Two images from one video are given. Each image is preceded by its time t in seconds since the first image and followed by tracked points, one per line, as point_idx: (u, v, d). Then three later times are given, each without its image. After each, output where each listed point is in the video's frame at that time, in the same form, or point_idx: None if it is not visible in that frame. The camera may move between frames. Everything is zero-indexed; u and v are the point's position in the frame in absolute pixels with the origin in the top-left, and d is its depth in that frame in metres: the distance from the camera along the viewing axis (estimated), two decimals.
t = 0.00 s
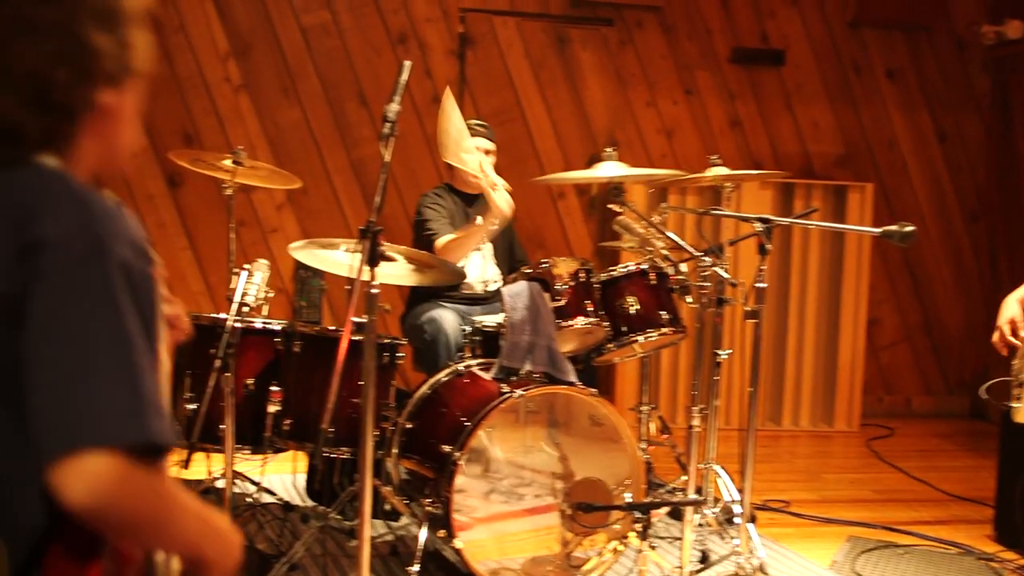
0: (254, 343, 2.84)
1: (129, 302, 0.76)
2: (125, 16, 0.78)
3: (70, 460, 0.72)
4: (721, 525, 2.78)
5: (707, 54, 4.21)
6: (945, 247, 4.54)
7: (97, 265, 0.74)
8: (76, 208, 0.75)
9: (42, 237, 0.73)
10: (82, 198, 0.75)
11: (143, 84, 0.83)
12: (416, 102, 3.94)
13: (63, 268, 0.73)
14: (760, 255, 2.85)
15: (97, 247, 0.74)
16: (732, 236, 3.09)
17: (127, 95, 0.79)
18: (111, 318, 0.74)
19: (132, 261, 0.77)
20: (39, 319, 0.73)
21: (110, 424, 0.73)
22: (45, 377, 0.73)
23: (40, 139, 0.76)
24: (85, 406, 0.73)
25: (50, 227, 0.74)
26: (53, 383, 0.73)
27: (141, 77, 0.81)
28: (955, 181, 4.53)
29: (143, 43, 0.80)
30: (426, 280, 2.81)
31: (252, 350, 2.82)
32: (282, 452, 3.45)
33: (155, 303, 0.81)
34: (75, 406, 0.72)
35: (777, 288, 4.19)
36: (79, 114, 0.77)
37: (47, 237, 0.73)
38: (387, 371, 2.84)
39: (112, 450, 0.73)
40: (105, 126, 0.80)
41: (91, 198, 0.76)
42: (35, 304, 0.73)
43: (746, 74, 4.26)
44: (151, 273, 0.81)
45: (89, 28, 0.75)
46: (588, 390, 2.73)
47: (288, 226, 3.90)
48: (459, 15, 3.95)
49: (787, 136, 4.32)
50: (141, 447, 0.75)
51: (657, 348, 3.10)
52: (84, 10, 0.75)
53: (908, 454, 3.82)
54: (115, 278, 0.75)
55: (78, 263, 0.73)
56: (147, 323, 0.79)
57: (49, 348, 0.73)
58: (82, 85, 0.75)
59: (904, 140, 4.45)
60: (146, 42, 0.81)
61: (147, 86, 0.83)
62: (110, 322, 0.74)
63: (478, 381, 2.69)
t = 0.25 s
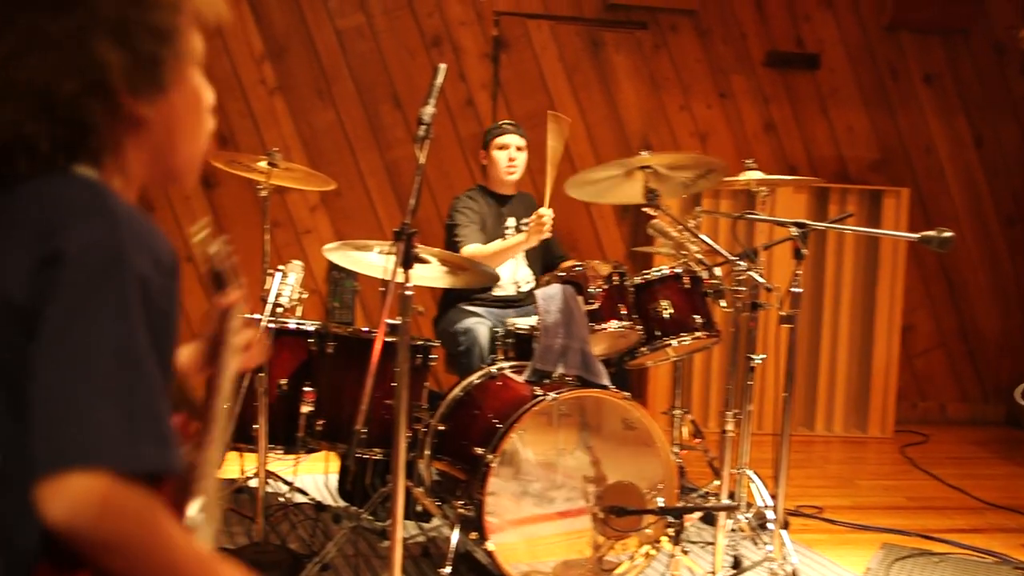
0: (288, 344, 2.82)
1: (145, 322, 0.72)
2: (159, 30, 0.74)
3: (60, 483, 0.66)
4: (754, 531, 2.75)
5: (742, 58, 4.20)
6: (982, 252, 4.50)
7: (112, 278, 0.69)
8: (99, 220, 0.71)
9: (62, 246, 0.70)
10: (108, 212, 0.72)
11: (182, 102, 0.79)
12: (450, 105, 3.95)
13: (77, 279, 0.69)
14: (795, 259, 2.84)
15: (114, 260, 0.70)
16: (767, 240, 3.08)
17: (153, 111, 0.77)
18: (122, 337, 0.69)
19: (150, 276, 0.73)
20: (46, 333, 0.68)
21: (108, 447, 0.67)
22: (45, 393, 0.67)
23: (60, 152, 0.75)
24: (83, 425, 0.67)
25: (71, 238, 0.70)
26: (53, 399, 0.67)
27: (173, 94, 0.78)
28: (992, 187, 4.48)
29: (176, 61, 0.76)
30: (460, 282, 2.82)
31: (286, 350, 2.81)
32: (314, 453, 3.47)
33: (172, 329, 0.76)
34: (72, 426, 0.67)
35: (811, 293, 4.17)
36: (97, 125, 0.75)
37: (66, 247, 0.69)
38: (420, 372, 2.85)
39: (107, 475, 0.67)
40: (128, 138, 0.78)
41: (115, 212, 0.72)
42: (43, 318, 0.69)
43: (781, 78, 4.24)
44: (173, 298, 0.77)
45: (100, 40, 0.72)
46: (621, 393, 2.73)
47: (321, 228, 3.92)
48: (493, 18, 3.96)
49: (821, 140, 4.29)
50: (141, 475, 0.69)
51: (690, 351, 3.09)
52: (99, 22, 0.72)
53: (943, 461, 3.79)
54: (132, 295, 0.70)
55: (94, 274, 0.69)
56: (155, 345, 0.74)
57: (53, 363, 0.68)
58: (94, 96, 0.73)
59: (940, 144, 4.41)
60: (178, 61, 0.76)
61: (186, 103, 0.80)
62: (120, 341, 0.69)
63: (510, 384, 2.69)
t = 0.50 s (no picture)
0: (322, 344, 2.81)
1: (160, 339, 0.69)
2: (144, 25, 0.73)
3: (75, 505, 0.64)
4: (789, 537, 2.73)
5: (777, 61, 4.18)
6: (1020, 257, 4.45)
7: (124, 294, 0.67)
8: (111, 236, 0.69)
9: (73, 266, 0.68)
10: (122, 229, 0.70)
11: (175, 91, 0.79)
12: (484, 107, 3.95)
13: (88, 297, 0.67)
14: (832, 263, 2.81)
15: (126, 276, 0.68)
16: (803, 244, 3.06)
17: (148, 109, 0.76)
18: (135, 354, 0.67)
19: (166, 292, 0.70)
20: (60, 353, 0.67)
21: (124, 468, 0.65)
22: (56, 414, 0.66)
23: (57, 165, 0.75)
24: (97, 445, 0.65)
25: (82, 256, 0.68)
26: (64, 420, 0.65)
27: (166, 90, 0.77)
28: None
29: (167, 56, 0.75)
30: (493, 284, 2.80)
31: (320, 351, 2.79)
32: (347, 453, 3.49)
33: (193, 345, 0.73)
34: (87, 447, 0.65)
35: (847, 296, 4.16)
36: (91, 136, 0.75)
37: (78, 266, 0.68)
38: (454, 374, 2.85)
39: (122, 495, 0.65)
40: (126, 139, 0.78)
41: (129, 227, 0.70)
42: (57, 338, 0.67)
43: (816, 81, 4.21)
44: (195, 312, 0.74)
45: (81, 50, 0.72)
46: (655, 397, 2.71)
47: (355, 229, 3.93)
48: (526, 20, 3.96)
49: (857, 143, 4.26)
50: (158, 494, 0.67)
51: (725, 355, 3.07)
52: (81, 31, 0.72)
53: (979, 467, 3.75)
54: (145, 310, 0.68)
55: (106, 292, 0.67)
56: (179, 362, 0.72)
57: (67, 383, 0.66)
58: (84, 106, 0.73)
59: (978, 147, 4.37)
60: (171, 57, 0.76)
61: (180, 95, 0.79)
62: (133, 359, 0.67)
63: (544, 387, 2.68)
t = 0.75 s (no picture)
0: (355, 345, 2.83)
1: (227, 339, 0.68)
2: (245, 40, 0.75)
3: (116, 486, 0.63)
4: (824, 542, 2.73)
5: (812, 63, 4.16)
6: None
7: (195, 290, 0.66)
8: (192, 232, 0.69)
9: (150, 253, 0.67)
10: (203, 227, 0.70)
11: (275, 119, 0.80)
12: (518, 109, 3.96)
13: (161, 286, 0.66)
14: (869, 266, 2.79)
15: (199, 271, 0.67)
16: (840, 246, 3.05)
17: (245, 125, 0.78)
18: (202, 349, 0.66)
19: (238, 295, 0.69)
20: (125, 335, 0.66)
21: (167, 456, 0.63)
22: (112, 395, 0.64)
23: (144, 155, 0.75)
24: (149, 430, 0.63)
25: (161, 245, 0.68)
26: (118, 401, 0.64)
27: (266, 109, 0.79)
28: None
29: (263, 73, 0.77)
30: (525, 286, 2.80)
31: (353, 352, 2.81)
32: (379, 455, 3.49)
33: (253, 352, 0.72)
34: (135, 432, 0.63)
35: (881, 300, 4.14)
36: (177, 131, 0.74)
37: (155, 254, 0.67)
38: (488, 377, 2.84)
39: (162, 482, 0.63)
40: (214, 140, 0.77)
41: (209, 227, 0.70)
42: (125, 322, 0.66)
43: (852, 83, 4.19)
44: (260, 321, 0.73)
45: (183, 51, 0.73)
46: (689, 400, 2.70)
47: (388, 231, 3.93)
48: (560, 22, 3.97)
49: (893, 146, 4.23)
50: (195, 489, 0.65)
51: (759, 358, 3.04)
52: (186, 34, 0.74)
53: (1016, 473, 3.70)
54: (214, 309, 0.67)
55: (179, 283, 0.66)
56: (240, 367, 0.71)
57: (124, 366, 0.64)
58: (177, 101, 0.74)
59: (1016, 150, 4.33)
60: (266, 75, 0.77)
61: (278, 122, 0.81)
62: (199, 353, 0.66)
63: (578, 389, 2.68)
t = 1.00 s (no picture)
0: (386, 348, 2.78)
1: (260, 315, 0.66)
2: (207, 6, 0.73)
3: (168, 476, 0.61)
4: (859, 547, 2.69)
5: (846, 64, 4.13)
6: None
7: (217, 269, 0.65)
8: (212, 214, 0.67)
9: (171, 240, 0.66)
10: (222, 207, 0.68)
11: (258, 74, 0.77)
12: (549, 112, 3.96)
13: (182, 271, 0.64)
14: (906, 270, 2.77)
15: (222, 250, 0.65)
16: (875, 249, 3.02)
17: (233, 92, 0.75)
18: (234, 326, 0.64)
19: (266, 269, 0.67)
20: (156, 324, 0.64)
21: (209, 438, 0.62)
22: (150, 384, 0.63)
23: (137, 145, 0.74)
24: (190, 415, 0.62)
25: (181, 231, 0.66)
26: (157, 390, 0.62)
27: (247, 71, 0.76)
28: None
29: (236, 35, 0.74)
30: (558, 289, 2.79)
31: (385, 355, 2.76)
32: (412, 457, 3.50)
33: (293, 326, 0.70)
34: (175, 419, 0.62)
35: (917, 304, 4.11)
36: (160, 111, 0.73)
37: (176, 240, 0.66)
38: (519, 380, 2.84)
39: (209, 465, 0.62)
40: (205, 115, 0.75)
41: (228, 206, 0.68)
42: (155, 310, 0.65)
43: (886, 84, 4.15)
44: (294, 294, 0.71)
45: (145, 28, 0.72)
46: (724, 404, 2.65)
47: (419, 233, 3.95)
48: (592, 25, 3.97)
49: (928, 147, 4.19)
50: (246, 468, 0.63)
51: (794, 361, 3.01)
52: (147, 11, 0.72)
53: None
54: (242, 286, 0.65)
55: (201, 265, 0.65)
56: (281, 343, 0.69)
57: (156, 356, 0.63)
58: (151, 81, 0.72)
59: None
60: (240, 37, 0.74)
61: (261, 76, 0.77)
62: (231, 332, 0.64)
63: (610, 394, 2.66)
